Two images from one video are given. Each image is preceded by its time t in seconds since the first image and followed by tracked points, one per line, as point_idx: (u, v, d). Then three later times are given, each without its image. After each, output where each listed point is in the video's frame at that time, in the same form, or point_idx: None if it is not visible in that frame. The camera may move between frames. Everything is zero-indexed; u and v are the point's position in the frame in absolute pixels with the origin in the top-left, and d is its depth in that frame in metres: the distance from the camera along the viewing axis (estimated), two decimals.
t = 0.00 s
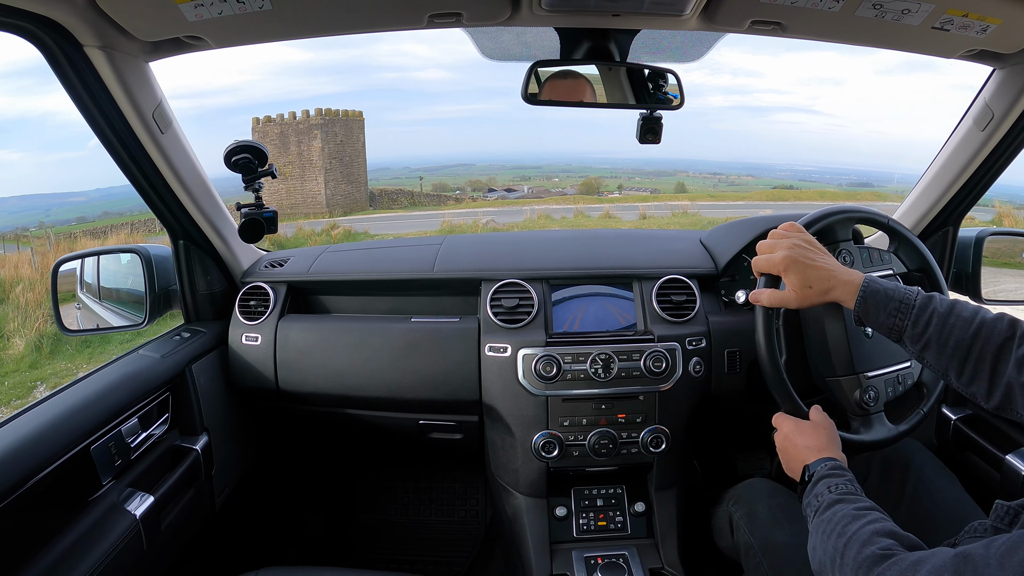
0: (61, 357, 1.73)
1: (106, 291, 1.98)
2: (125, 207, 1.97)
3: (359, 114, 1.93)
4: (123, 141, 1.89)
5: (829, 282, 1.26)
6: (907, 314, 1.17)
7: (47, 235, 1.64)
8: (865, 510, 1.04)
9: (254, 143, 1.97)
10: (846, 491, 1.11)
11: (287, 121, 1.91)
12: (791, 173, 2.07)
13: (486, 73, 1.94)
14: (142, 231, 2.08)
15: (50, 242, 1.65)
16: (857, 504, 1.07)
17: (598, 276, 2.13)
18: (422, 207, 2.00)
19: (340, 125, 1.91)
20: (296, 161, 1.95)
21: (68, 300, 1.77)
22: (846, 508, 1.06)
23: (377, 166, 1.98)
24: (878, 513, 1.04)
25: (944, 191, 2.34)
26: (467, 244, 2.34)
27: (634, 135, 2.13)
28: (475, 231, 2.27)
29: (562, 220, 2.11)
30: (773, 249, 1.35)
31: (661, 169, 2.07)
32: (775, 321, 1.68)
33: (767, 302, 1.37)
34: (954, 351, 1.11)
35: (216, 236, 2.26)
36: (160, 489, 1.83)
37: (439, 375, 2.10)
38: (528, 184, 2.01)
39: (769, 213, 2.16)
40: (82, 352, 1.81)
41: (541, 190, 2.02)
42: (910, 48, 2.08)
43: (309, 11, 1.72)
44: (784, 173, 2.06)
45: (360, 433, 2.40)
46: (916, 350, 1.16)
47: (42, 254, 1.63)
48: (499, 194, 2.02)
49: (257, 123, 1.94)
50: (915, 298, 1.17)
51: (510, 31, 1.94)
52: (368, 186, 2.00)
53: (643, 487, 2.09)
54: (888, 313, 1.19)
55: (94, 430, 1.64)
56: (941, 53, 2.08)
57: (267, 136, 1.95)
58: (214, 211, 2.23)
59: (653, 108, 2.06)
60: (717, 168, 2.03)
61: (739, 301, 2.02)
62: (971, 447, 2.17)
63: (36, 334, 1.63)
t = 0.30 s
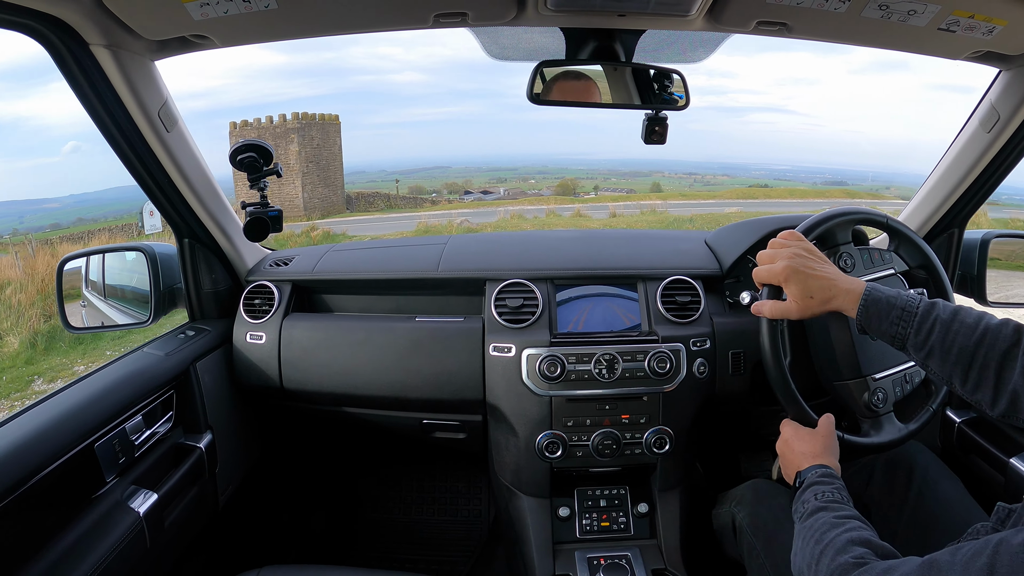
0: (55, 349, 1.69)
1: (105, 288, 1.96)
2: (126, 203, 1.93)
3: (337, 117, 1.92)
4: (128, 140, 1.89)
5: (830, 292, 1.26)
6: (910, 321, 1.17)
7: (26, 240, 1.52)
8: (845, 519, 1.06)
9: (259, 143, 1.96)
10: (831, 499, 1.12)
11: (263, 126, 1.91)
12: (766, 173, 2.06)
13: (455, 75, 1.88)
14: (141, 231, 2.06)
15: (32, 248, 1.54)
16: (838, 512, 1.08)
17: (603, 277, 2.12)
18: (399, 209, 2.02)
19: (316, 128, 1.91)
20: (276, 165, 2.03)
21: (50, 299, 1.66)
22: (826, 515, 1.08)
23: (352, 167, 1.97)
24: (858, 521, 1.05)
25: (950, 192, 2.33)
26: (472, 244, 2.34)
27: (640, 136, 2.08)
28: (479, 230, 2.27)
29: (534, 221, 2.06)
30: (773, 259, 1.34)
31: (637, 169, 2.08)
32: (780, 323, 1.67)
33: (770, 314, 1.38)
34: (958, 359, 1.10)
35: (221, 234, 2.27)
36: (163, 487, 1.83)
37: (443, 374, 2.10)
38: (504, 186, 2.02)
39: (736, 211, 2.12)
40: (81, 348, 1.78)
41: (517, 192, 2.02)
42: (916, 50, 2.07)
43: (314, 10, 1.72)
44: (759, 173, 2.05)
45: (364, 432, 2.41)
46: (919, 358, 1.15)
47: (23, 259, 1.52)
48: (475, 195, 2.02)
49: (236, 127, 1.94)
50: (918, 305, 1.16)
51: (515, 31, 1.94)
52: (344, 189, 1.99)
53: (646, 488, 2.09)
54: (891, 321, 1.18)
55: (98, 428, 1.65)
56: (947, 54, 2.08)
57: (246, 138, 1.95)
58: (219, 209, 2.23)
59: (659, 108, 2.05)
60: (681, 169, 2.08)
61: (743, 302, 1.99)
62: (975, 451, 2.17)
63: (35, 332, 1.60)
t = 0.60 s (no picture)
0: (47, 348, 1.62)
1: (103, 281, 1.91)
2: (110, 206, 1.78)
3: (311, 120, 2.04)
4: (133, 138, 1.90)
5: (832, 296, 1.27)
6: (914, 321, 1.16)
7: (3, 246, 1.44)
8: (772, 544, 1.05)
9: (264, 139, 1.98)
10: (754, 524, 1.13)
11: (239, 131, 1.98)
12: (740, 171, 2.06)
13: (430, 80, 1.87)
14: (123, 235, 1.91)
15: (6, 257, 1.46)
16: (765, 536, 1.07)
17: (607, 274, 2.12)
18: (374, 210, 2.03)
19: (291, 132, 2.02)
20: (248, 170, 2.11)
21: (41, 296, 1.59)
22: (755, 539, 1.07)
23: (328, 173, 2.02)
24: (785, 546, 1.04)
25: (955, 190, 2.32)
26: (476, 241, 2.34)
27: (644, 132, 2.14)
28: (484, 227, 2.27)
29: (506, 220, 2.08)
30: (773, 267, 1.37)
31: (611, 169, 2.07)
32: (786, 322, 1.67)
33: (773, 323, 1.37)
34: (964, 358, 1.07)
35: (226, 231, 2.27)
36: (168, 484, 1.84)
37: (448, 370, 2.10)
38: (479, 187, 2.01)
39: (702, 208, 2.09)
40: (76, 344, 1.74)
41: (492, 193, 2.02)
42: (921, 47, 2.06)
43: (318, 8, 1.72)
44: (732, 170, 2.06)
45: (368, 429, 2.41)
46: (926, 358, 1.13)
47: None
48: (450, 198, 2.01)
49: (212, 131, 2.00)
50: (922, 305, 1.15)
51: (520, 28, 1.94)
52: (319, 191, 2.10)
53: (650, 485, 2.09)
54: (895, 322, 1.18)
55: (102, 424, 1.65)
56: (952, 51, 2.07)
57: (220, 143, 2.01)
58: (224, 206, 2.24)
59: (664, 104, 2.06)
60: (650, 168, 2.09)
61: (750, 300, 2.05)
62: (979, 449, 2.16)
63: (28, 330, 1.54)
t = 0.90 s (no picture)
0: (36, 349, 1.56)
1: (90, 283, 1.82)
2: (81, 214, 1.66)
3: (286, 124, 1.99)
4: (138, 136, 1.90)
5: (837, 293, 1.26)
6: (919, 315, 1.14)
7: None
8: None
9: (269, 138, 1.98)
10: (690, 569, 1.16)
11: (217, 133, 2.05)
12: (713, 169, 2.03)
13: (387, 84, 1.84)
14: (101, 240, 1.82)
15: None
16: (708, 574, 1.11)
17: (612, 274, 2.12)
18: (349, 214, 2.00)
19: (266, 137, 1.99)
20: (228, 169, 2.16)
21: (29, 299, 1.54)
22: None
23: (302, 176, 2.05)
24: None
25: (960, 192, 2.31)
26: (481, 240, 2.34)
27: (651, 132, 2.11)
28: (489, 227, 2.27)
29: (478, 219, 2.09)
30: (776, 265, 1.36)
31: (586, 168, 2.04)
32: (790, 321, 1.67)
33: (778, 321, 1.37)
34: (970, 351, 1.05)
35: (231, 230, 2.28)
36: (171, 482, 1.84)
37: (451, 370, 2.10)
38: (453, 190, 2.01)
39: (666, 204, 2.05)
40: (74, 339, 1.73)
41: (467, 194, 2.04)
42: (927, 47, 2.05)
43: (322, 7, 1.72)
44: (706, 169, 2.03)
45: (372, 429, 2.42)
46: (932, 352, 1.11)
47: None
48: (423, 199, 1.98)
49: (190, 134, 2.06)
50: (928, 298, 1.13)
51: (526, 27, 1.94)
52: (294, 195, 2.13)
53: (654, 485, 2.08)
54: (900, 316, 1.16)
55: (107, 422, 1.66)
56: (958, 51, 2.06)
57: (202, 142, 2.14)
58: (228, 205, 2.24)
59: (669, 104, 2.06)
60: (625, 167, 2.05)
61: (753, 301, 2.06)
62: (983, 451, 2.16)
63: (20, 331, 1.50)
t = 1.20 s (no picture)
0: (27, 351, 1.53)
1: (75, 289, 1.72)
2: (48, 223, 1.56)
3: (257, 130, 1.98)
4: (142, 139, 1.91)
5: (840, 295, 1.27)
6: (924, 319, 1.14)
7: None
8: None
9: (273, 141, 1.99)
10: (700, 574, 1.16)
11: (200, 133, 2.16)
12: (687, 168, 2.05)
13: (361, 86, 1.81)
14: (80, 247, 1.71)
15: None
16: None
17: (615, 277, 2.12)
18: (323, 218, 2.03)
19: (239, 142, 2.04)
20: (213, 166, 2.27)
21: (16, 304, 1.48)
22: None
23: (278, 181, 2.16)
24: None
25: (964, 194, 2.31)
26: (484, 243, 2.34)
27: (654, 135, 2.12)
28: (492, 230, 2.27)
29: (449, 221, 2.00)
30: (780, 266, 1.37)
31: (559, 168, 2.04)
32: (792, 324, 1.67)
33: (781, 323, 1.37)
34: (974, 355, 1.05)
35: (234, 233, 2.28)
36: (174, 484, 1.84)
37: (454, 373, 2.10)
38: (426, 192, 1.98)
39: (632, 201, 2.04)
40: (64, 340, 1.67)
41: (439, 197, 1.99)
42: (930, 50, 2.05)
43: (326, 10, 1.73)
44: (678, 167, 2.07)
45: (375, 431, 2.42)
46: (936, 355, 1.11)
47: None
48: (396, 202, 1.97)
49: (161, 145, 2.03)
50: (932, 302, 1.13)
51: (528, 31, 1.94)
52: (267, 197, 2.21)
53: (657, 489, 2.08)
54: (903, 319, 1.17)
55: (110, 424, 1.66)
56: (961, 53, 2.06)
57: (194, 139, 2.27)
58: (232, 208, 2.24)
59: (672, 107, 2.05)
60: (598, 164, 2.03)
61: (756, 303, 1.97)
62: (987, 454, 2.15)
63: (8, 334, 1.46)
